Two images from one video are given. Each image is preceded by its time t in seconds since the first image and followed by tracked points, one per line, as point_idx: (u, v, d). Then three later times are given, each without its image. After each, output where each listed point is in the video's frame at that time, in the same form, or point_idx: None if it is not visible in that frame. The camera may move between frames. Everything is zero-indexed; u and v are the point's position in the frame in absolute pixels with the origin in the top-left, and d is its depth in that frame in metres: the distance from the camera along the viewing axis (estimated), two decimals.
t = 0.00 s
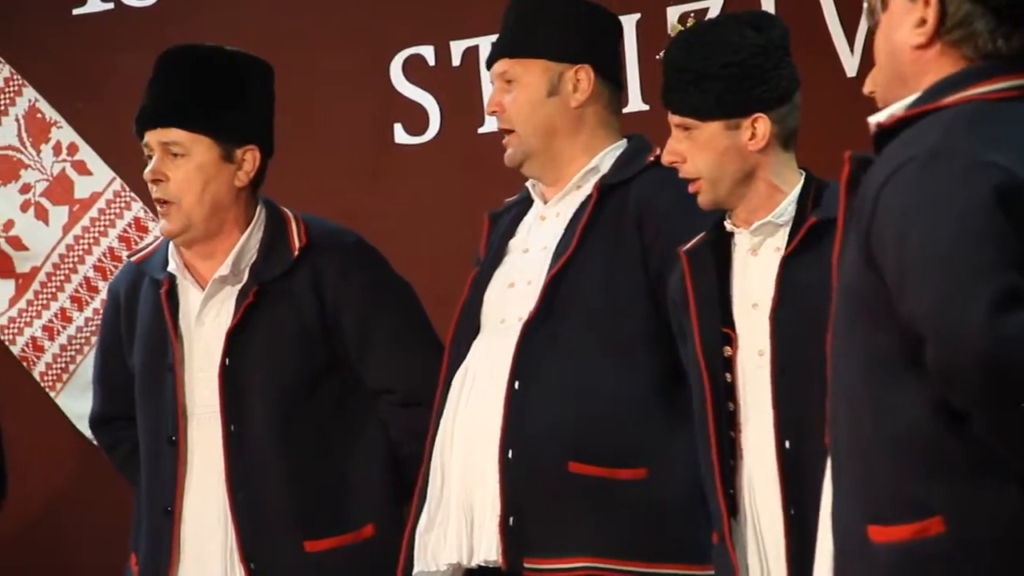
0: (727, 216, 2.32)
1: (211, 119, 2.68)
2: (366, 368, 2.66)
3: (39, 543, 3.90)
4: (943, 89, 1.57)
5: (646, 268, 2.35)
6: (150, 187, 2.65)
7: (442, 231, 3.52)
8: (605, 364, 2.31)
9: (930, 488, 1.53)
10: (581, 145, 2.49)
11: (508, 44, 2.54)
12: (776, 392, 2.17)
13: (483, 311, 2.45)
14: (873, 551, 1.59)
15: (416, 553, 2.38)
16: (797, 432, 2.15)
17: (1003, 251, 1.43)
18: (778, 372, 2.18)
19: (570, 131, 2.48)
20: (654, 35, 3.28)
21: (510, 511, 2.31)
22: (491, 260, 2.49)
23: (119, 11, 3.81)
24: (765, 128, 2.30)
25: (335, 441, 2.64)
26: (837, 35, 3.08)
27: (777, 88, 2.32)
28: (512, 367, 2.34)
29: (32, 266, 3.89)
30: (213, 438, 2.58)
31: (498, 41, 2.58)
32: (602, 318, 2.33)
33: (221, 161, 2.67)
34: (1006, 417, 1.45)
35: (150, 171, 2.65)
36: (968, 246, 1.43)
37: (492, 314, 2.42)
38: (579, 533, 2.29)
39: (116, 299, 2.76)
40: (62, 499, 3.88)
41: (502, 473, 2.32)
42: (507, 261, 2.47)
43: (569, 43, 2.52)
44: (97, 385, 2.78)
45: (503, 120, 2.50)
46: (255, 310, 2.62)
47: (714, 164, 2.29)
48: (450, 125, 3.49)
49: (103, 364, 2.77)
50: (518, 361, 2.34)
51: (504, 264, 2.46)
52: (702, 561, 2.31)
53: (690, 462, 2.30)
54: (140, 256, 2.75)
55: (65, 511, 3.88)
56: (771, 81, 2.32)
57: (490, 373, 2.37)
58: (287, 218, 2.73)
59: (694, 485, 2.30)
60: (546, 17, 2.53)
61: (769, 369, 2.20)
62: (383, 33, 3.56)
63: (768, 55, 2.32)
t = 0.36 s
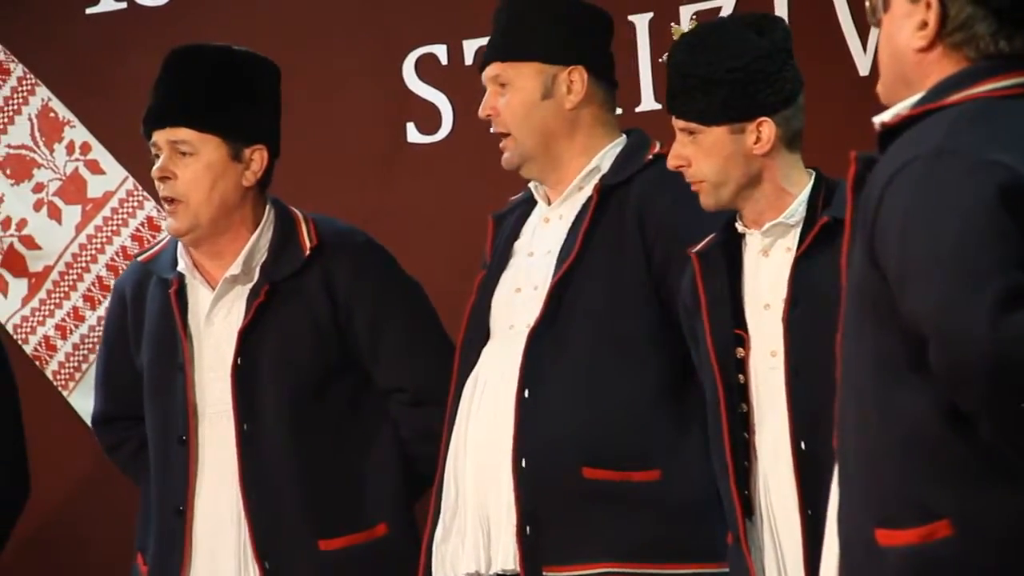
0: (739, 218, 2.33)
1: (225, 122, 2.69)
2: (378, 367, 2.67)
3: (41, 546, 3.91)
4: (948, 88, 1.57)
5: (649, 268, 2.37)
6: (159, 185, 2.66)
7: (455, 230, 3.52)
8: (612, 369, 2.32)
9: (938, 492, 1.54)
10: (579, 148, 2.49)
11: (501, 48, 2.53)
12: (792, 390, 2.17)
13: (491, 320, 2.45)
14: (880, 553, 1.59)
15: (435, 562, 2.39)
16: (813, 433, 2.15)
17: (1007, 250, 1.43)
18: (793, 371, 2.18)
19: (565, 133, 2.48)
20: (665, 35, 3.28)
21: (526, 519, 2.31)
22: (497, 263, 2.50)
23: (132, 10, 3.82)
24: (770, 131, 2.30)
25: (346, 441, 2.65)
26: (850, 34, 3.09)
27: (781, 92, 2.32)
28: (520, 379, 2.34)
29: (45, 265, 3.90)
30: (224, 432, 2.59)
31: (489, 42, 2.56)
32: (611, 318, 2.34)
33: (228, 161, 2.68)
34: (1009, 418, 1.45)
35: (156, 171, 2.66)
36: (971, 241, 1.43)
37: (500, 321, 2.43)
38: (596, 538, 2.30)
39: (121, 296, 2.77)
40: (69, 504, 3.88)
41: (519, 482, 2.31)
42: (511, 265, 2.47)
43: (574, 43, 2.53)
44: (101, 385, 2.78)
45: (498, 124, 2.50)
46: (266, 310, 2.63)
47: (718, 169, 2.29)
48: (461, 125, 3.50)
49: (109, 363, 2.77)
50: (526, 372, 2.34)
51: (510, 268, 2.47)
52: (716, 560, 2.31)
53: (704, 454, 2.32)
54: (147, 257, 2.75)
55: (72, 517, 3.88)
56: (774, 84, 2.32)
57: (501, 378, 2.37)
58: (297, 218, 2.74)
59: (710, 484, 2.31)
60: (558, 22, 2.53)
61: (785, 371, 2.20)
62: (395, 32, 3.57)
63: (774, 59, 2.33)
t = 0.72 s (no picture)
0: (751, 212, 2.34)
1: (241, 118, 2.70)
2: (394, 365, 2.68)
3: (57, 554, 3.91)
4: (966, 80, 1.58)
5: (659, 260, 2.37)
6: (175, 180, 2.67)
7: (467, 227, 3.53)
8: (621, 362, 2.32)
9: (952, 487, 1.54)
10: (592, 134, 2.49)
11: (509, 49, 2.52)
12: (792, 376, 2.20)
13: (495, 310, 2.45)
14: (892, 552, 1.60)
15: (438, 557, 2.38)
16: (809, 426, 2.18)
17: (1019, 247, 1.44)
18: (792, 365, 2.20)
19: (592, 128, 2.49)
20: (679, 33, 3.29)
21: (535, 510, 2.31)
22: (497, 258, 2.50)
23: (146, 8, 3.82)
24: (786, 129, 2.31)
25: (361, 438, 2.66)
26: (863, 33, 3.09)
27: (801, 90, 2.33)
28: (529, 368, 2.34)
29: (59, 262, 3.91)
30: (241, 427, 2.59)
31: (498, 41, 2.55)
32: (621, 312, 2.34)
33: (246, 158, 2.69)
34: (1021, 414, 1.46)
35: (175, 168, 2.67)
36: (984, 236, 1.44)
37: (505, 313, 2.43)
38: (614, 526, 2.30)
39: (129, 294, 2.77)
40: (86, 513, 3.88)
41: (524, 472, 2.32)
42: (513, 258, 2.47)
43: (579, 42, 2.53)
44: (106, 379, 2.76)
45: (522, 121, 2.48)
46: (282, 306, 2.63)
47: (736, 164, 2.30)
48: (475, 122, 3.50)
49: (111, 356, 2.76)
50: (535, 361, 2.34)
51: (511, 262, 2.47)
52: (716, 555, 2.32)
53: (709, 452, 2.32)
54: (157, 252, 2.75)
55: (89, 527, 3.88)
56: (794, 82, 2.32)
57: (506, 371, 2.38)
58: (311, 218, 2.74)
59: (713, 472, 2.32)
60: (558, 21, 2.52)
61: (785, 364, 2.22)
62: (408, 30, 3.57)
63: (793, 57, 2.33)
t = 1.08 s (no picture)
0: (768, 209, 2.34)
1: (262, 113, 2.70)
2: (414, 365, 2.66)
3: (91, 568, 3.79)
4: (999, 69, 1.60)
5: (681, 268, 2.37)
6: (197, 177, 2.66)
7: (484, 224, 3.52)
8: (635, 355, 2.32)
9: (982, 476, 1.56)
10: (606, 135, 2.49)
11: (546, 35, 2.52)
12: (796, 389, 2.19)
13: (506, 302, 2.45)
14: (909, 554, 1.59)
15: (447, 540, 2.38)
16: (813, 431, 2.18)
17: None
18: (798, 368, 2.20)
19: (616, 125, 2.50)
20: (699, 30, 3.28)
21: (543, 498, 2.30)
22: (510, 253, 2.50)
23: (164, 6, 3.82)
24: (808, 127, 2.30)
25: (381, 436, 2.65)
26: (881, 31, 3.09)
27: (825, 89, 2.31)
28: (546, 355, 2.34)
29: (77, 261, 3.90)
30: (263, 426, 2.59)
31: (530, 30, 2.55)
32: (639, 312, 2.34)
33: (269, 155, 2.70)
34: None
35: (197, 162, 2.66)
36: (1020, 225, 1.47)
37: (518, 304, 2.43)
38: (619, 519, 2.29)
39: (145, 292, 2.76)
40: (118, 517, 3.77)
41: (535, 454, 2.31)
42: (527, 250, 2.47)
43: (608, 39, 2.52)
44: (120, 377, 2.76)
45: (550, 110, 2.49)
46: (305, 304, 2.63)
47: (755, 158, 2.31)
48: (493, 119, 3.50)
49: (127, 357, 2.75)
50: (552, 352, 2.34)
51: (523, 256, 2.47)
52: (719, 552, 2.31)
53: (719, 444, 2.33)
54: (175, 250, 2.74)
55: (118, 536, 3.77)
56: (819, 81, 2.31)
57: (519, 361, 2.38)
58: (331, 217, 2.73)
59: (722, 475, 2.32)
60: (573, 16, 2.51)
61: (791, 365, 2.21)
62: (426, 28, 3.57)
63: (818, 56, 2.32)
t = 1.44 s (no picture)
0: (780, 209, 2.33)
1: (281, 111, 2.70)
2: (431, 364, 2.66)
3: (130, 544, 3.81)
4: None
5: (687, 268, 2.36)
6: (214, 175, 2.66)
7: (498, 224, 3.52)
8: (642, 355, 2.31)
9: (1001, 467, 1.57)
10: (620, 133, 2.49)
11: (554, 31, 2.52)
12: (803, 392, 2.19)
13: (512, 301, 2.45)
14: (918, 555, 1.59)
15: (452, 542, 2.38)
16: (822, 436, 2.17)
17: None
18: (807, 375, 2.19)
19: (620, 124, 2.49)
20: (714, 29, 3.27)
21: (548, 500, 2.30)
22: (518, 247, 2.50)
23: (181, 5, 3.82)
24: (821, 128, 2.30)
25: (397, 436, 2.65)
26: (898, 31, 3.09)
27: (838, 90, 2.31)
28: (552, 355, 2.34)
29: (94, 259, 3.91)
30: (279, 423, 2.59)
31: (540, 27, 2.55)
32: (648, 313, 2.33)
33: (286, 153, 2.70)
34: None
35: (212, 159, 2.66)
36: None
37: (524, 304, 2.43)
38: (622, 521, 2.29)
39: (163, 290, 2.76)
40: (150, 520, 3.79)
41: (541, 456, 2.31)
42: (533, 248, 2.47)
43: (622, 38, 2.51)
44: (137, 373, 2.76)
45: (554, 107, 2.49)
46: (322, 299, 2.63)
47: (768, 157, 2.31)
48: (508, 117, 3.50)
49: (148, 356, 2.75)
50: (558, 353, 2.33)
51: (529, 255, 2.47)
52: (721, 555, 2.32)
53: (728, 441, 2.33)
54: (192, 249, 2.74)
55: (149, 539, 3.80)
56: (832, 82, 2.31)
57: (525, 362, 2.37)
58: (347, 216, 2.73)
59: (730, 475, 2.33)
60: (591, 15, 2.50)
61: (801, 367, 2.21)
62: (442, 28, 3.56)
63: (831, 57, 2.31)
